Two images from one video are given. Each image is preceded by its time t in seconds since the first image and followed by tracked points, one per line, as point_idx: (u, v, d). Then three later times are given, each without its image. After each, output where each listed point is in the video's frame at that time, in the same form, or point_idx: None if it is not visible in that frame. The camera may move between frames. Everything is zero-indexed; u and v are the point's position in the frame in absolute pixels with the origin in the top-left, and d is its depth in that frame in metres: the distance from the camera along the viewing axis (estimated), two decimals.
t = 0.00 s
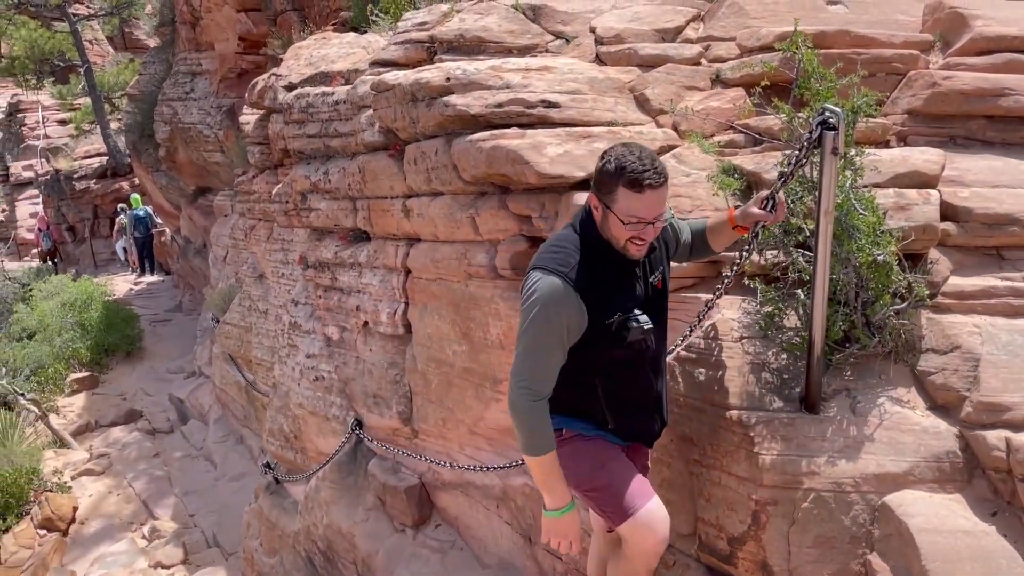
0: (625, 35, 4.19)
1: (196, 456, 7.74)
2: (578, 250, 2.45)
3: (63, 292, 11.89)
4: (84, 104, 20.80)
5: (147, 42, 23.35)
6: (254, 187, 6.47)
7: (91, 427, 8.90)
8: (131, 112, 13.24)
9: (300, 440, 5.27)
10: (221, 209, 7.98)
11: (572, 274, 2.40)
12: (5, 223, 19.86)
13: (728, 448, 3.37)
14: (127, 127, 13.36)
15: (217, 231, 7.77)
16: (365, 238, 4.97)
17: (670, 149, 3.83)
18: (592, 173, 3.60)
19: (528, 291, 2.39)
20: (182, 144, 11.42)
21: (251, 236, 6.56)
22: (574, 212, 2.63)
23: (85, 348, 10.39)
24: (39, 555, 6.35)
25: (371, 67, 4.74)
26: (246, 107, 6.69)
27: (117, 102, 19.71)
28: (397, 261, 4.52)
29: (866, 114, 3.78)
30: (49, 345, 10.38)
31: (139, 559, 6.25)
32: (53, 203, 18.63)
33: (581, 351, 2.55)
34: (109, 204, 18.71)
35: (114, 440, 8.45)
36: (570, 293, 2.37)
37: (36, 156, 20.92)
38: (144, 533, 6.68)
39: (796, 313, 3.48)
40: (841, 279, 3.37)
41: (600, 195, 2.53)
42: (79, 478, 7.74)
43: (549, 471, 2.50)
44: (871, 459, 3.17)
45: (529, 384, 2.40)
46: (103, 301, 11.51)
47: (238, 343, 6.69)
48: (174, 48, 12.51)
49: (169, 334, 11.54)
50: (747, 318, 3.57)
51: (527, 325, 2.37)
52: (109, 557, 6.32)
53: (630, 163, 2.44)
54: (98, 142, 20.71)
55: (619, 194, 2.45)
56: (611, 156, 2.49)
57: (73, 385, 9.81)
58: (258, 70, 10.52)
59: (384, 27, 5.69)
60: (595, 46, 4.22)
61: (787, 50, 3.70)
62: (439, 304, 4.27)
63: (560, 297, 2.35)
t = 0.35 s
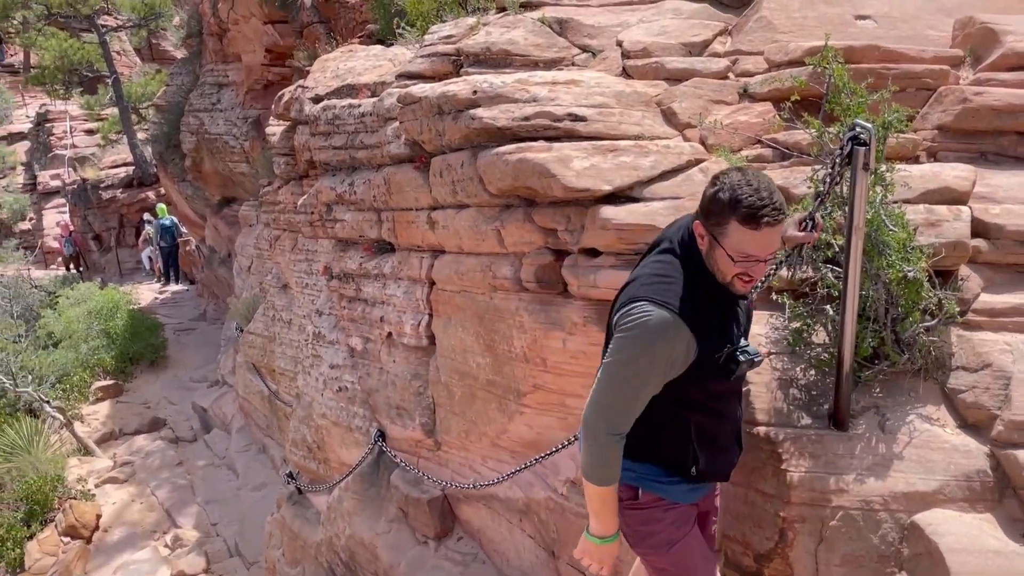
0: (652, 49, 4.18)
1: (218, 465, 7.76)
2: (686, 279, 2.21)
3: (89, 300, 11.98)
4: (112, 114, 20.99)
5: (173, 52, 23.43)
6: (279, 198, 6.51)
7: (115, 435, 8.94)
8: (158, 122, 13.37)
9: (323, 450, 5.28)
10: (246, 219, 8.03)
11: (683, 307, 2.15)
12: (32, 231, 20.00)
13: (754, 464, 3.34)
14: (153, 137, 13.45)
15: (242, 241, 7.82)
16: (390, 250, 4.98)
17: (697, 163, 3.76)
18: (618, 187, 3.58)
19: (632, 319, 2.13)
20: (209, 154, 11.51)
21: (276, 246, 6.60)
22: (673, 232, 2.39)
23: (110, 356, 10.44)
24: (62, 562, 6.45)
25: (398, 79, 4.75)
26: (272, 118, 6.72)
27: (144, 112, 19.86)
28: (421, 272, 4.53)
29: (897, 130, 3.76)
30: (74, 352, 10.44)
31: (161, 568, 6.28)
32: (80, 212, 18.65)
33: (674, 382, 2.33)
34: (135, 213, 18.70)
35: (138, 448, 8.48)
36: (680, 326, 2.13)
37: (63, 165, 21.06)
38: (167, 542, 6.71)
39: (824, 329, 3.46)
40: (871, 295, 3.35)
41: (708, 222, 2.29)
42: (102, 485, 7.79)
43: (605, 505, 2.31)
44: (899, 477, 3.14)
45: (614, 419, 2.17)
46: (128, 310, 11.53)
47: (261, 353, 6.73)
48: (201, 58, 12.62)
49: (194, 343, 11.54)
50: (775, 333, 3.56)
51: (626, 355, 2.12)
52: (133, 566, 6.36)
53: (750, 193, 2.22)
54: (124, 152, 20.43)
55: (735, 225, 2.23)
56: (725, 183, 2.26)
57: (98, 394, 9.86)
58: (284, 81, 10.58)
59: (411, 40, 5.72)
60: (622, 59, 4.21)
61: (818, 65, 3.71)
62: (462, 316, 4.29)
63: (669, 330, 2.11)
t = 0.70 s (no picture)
0: (680, 73, 4.17)
1: (243, 484, 7.78)
2: (731, 255, 1.99)
3: (119, 319, 12.08)
4: (141, 134, 21.19)
5: (203, 74, 23.73)
6: (306, 219, 6.56)
7: (141, 454, 8.99)
8: (188, 143, 13.51)
9: (350, 471, 5.30)
10: (273, 240, 8.09)
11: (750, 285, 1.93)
12: (62, 250, 19.44)
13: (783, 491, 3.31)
14: (183, 158, 13.55)
15: (269, 261, 7.87)
16: (416, 271, 5.00)
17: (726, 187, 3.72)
18: (647, 211, 3.56)
19: (714, 322, 1.89)
20: (236, 176, 11.55)
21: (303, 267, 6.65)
22: (707, 216, 2.20)
23: (138, 375, 10.49)
24: None
25: (426, 102, 4.78)
26: (301, 140, 6.78)
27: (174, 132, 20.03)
28: (448, 294, 4.54)
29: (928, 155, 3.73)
30: (102, 370, 10.51)
31: None
32: (108, 232, 18.59)
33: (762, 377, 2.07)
34: (164, 232, 18.57)
35: (164, 467, 8.51)
36: (751, 304, 1.87)
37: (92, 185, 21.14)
38: (191, 561, 6.74)
39: (855, 355, 3.42)
40: (903, 321, 3.32)
41: (744, 192, 2.09)
42: (128, 503, 7.84)
43: (834, 533, 1.94)
44: (932, 505, 3.10)
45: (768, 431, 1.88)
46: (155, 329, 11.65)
47: (287, 373, 6.77)
48: (230, 78, 12.75)
49: (221, 363, 11.54)
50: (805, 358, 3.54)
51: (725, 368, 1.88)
52: None
53: (782, 149, 2.03)
54: (153, 171, 20.21)
55: (777, 187, 2.02)
56: (754, 146, 2.07)
57: (125, 412, 9.84)
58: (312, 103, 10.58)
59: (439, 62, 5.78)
60: (650, 83, 4.21)
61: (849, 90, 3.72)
62: (488, 338, 4.30)
63: (741, 316, 1.86)
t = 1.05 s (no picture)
0: (710, 109, 4.18)
1: (269, 517, 7.77)
2: (838, 362, 1.91)
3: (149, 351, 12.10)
4: (173, 167, 21.39)
5: (236, 108, 23.67)
6: (337, 252, 6.62)
7: (170, 486, 9.01)
8: (220, 177, 13.63)
9: (378, 505, 5.28)
10: (304, 273, 8.16)
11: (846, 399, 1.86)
12: (94, 282, 19.25)
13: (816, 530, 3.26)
14: (215, 191, 13.65)
15: (300, 294, 7.91)
16: (446, 305, 5.03)
17: (757, 223, 3.69)
18: (677, 246, 3.56)
19: (801, 432, 1.87)
20: (268, 209, 11.68)
21: (333, 300, 6.70)
22: (816, 303, 2.10)
23: (167, 407, 10.42)
24: None
25: (456, 137, 4.82)
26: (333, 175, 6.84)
27: (206, 165, 20.21)
28: (477, 328, 4.56)
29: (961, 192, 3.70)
30: (132, 403, 10.51)
31: None
32: (141, 264, 18.33)
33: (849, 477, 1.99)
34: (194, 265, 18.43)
35: (192, 498, 8.51)
36: (845, 420, 1.83)
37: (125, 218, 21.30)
38: None
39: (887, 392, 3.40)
40: (935, 359, 3.30)
41: (858, 290, 1.97)
42: (156, 535, 7.84)
43: None
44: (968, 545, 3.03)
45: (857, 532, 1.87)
46: (186, 361, 11.50)
47: (315, 406, 6.77)
48: (263, 113, 12.89)
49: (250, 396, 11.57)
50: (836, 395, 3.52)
51: (812, 482, 1.88)
52: None
53: (905, 253, 1.91)
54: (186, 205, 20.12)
55: (895, 292, 1.90)
56: (875, 244, 1.95)
57: (154, 443, 9.89)
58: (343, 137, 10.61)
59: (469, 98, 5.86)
60: (681, 119, 4.23)
61: (880, 126, 3.72)
62: (517, 372, 4.30)
63: (832, 433, 1.83)
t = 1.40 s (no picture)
0: (744, 158, 4.23)
1: (301, 565, 7.76)
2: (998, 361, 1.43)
3: (184, 396, 12.17)
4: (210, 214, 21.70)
5: (272, 156, 24.10)
6: (372, 299, 6.70)
7: (202, 532, 8.98)
8: (257, 224, 13.84)
9: (411, 554, 5.26)
10: (339, 320, 8.25)
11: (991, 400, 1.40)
12: (130, 327, 19.20)
13: None
14: (252, 238, 13.86)
15: (334, 340, 7.98)
16: (480, 352, 5.06)
17: (790, 272, 3.69)
18: (710, 295, 3.56)
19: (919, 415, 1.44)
20: (304, 254, 11.90)
21: (367, 346, 6.76)
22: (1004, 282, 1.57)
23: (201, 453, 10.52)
24: None
25: (490, 185, 4.90)
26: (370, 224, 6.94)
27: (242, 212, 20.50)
28: (511, 375, 4.58)
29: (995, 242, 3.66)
30: (166, 449, 10.55)
31: None
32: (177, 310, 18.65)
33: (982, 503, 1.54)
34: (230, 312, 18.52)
35: (225, 545, 8.48)
36: (974, 425, 1.38)
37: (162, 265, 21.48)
38: None
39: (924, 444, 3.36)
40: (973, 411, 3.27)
41: None
42: None
43: None
44: None
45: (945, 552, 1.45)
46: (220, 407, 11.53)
47: (349, 454, 6.78)
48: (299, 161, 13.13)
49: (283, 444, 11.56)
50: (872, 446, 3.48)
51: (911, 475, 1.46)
52: None
53: None
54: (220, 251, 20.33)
55: None
56: None
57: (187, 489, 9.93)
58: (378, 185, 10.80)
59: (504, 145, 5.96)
60: (714, 168, 4.27)
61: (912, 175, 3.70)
62: (551, 421, 4.30)
63: (951, 436, 1.39)
